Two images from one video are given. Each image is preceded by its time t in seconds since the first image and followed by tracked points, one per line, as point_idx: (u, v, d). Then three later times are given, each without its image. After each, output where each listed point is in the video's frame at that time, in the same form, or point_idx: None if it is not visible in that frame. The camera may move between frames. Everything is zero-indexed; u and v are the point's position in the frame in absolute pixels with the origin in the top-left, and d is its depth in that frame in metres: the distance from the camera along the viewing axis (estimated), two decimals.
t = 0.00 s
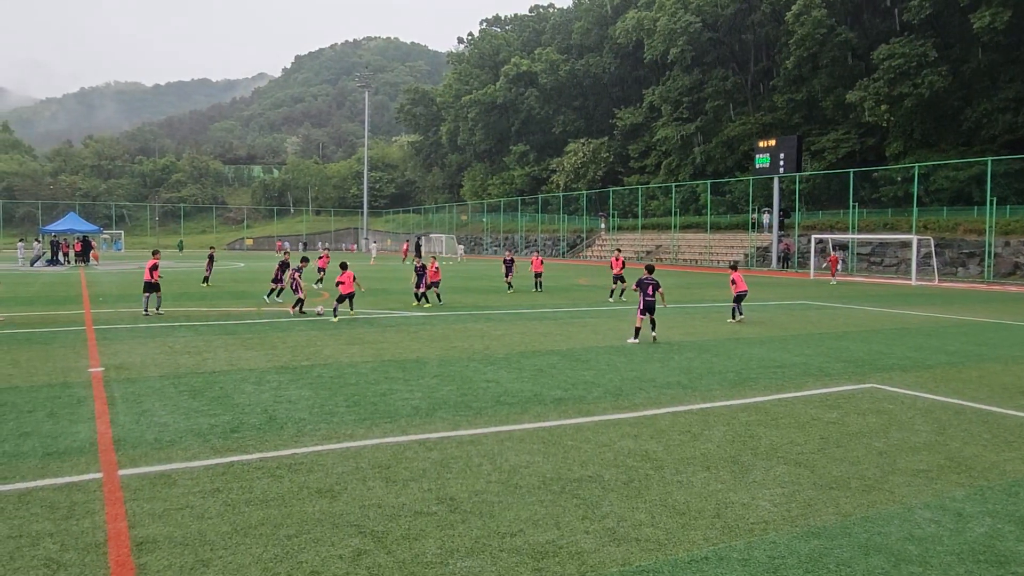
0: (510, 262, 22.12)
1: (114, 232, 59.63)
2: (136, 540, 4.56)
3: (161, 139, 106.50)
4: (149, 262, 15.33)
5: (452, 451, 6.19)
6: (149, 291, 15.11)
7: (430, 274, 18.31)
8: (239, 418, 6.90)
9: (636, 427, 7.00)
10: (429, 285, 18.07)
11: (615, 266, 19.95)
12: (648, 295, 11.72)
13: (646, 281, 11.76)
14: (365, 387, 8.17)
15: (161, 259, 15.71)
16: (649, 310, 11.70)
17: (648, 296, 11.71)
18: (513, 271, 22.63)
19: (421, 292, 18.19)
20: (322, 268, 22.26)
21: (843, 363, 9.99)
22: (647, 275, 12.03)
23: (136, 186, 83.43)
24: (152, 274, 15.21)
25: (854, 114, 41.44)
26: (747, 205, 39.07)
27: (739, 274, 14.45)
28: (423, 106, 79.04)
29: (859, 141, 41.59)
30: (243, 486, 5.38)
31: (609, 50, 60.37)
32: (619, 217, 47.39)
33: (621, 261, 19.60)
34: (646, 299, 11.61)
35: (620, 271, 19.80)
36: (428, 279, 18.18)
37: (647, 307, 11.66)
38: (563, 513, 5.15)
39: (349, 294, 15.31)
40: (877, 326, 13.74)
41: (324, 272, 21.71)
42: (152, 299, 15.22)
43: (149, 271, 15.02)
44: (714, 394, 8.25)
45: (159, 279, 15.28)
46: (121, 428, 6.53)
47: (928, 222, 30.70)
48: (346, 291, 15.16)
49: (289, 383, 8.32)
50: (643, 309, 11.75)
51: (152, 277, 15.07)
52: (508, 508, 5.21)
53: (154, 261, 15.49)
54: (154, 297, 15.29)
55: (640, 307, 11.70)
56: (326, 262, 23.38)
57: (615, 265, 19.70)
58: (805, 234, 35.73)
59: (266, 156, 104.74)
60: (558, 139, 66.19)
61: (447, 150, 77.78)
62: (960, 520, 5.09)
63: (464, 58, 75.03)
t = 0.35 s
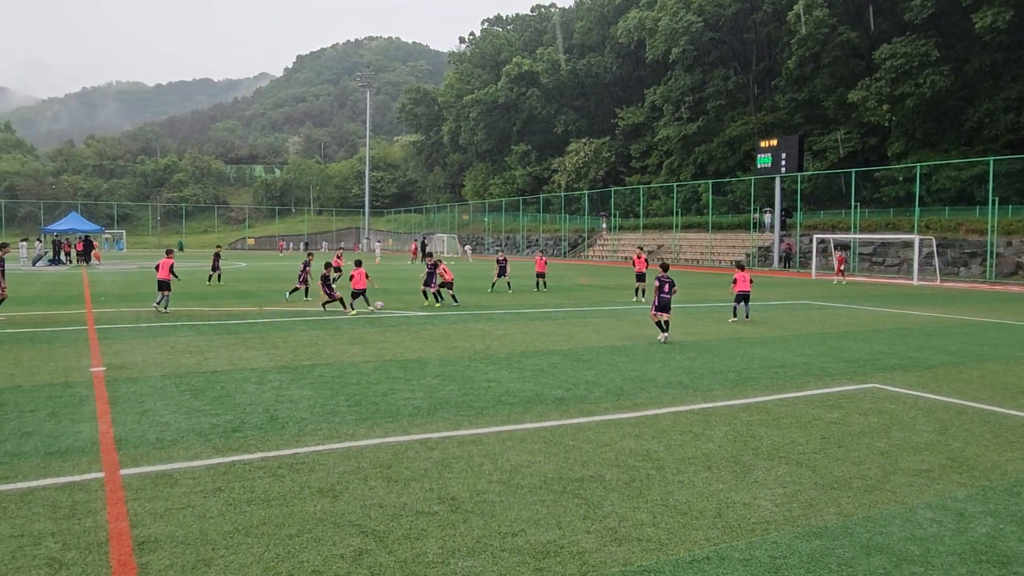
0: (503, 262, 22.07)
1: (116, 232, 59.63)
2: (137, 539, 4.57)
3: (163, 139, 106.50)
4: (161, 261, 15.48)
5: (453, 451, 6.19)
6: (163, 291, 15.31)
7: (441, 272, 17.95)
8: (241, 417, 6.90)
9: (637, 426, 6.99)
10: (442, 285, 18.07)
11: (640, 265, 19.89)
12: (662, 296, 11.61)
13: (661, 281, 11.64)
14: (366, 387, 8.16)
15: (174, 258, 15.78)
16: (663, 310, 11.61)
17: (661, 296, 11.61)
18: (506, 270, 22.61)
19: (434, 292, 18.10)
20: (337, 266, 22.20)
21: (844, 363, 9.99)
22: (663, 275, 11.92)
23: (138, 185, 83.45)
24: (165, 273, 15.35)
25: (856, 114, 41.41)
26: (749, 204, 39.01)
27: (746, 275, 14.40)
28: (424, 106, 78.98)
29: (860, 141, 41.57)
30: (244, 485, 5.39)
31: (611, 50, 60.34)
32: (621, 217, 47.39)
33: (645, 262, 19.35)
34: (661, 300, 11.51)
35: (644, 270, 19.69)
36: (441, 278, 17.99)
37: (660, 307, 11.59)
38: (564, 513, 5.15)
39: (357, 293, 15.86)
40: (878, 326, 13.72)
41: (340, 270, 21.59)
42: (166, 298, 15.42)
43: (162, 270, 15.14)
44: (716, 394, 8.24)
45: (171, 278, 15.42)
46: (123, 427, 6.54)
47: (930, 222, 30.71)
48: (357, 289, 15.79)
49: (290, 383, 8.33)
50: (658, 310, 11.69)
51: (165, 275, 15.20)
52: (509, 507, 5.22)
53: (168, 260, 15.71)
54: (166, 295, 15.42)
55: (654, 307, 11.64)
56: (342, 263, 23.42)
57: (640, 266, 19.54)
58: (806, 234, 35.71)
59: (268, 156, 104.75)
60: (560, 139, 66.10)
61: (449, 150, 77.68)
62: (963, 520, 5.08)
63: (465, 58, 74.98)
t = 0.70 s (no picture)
0: (495, 260, 22.03)
1: (116, 232, 59.54)
2: (138, 538, 4.57)
3: (164, 138, 106.37)
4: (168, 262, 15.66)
5: (454, 451, 6.19)
6: (175, 289, 15.84)
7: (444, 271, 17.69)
8: (242, 417, 6.90)
9: (638, 426, 6.98)
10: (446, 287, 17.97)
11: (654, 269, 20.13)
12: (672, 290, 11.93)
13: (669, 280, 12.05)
14: (366, 387, 8.16)
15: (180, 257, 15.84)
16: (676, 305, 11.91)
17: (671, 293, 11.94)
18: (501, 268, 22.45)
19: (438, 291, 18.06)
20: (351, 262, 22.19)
21: (845, 363, 9.97)
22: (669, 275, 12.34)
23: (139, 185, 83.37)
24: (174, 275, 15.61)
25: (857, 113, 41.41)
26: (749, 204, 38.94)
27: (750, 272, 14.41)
28: (425, 106, 78.97)
29: (862, 141, 41.56)
30: (245, 485, 5.39)
31: (612, 50, 60.33)
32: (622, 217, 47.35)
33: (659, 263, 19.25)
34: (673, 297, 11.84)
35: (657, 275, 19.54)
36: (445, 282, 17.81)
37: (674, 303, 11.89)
38: (565, 513, 5.16)
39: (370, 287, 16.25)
40: (878, 326, 13.69)
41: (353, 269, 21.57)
42: (180, 295, 15.98)
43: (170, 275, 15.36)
44: (717, 394, 8.23)
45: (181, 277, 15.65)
46: (123, 427, 6.54)
47: (931, 222, 30.70)
48: (366, 283, 16.13)
49: (290, 382, 8.33)
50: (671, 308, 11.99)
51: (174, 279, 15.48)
52: (510, 507, 5.22)
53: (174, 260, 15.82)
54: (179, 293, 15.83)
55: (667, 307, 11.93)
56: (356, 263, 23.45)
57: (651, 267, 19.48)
58: (807, 234, 35.70)
59: (269, 156, 104.76)
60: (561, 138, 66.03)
61: (449, 150, 77.66)
62: (964, 521, 5.07)
63: (466, 58, 75.02)
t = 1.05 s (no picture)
0: (495, 265, 21.85)
1: (117, 232, 59.61)
2: (140, 538, 4.57)
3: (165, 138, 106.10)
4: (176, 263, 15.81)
5: (455, 450, 6.19)
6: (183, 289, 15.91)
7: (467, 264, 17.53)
8: (242, 416, 6.90)
9: (639, 426, 6.97)
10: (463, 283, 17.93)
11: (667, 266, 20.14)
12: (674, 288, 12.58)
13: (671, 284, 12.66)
14: (367, 386, 8.15)
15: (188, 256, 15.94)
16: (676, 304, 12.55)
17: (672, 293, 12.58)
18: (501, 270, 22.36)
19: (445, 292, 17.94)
20: (365, 254, 21.97)
21: (847, 363, 9.94)
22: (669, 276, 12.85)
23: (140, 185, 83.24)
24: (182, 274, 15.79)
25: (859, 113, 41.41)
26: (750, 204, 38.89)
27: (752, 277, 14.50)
28: (425, 105, 78.93)
29: (863, 140, 41.61)
30: (246, 484, 5.39)
31: (613, 49, 60.23)
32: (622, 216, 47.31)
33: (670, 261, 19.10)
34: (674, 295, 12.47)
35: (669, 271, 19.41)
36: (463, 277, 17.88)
37: (673, 301, 12.51)
38: (566, 512, 5.16)
39: (374, 286, 16.34)
40: (875, 326, 13.64)
41: (367, 264, 21.27)
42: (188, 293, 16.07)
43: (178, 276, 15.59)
44: (718, 394, 8.22)
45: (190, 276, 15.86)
46: (123, 426, 6.54)
47: (931, 221, 30.69)
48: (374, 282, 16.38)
49: (290, 382, 8.33)
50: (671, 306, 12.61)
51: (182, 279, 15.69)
52: (511, 506, 5.22)
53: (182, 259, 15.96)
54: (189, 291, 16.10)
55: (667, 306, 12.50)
56: (370, 260, 23.08)
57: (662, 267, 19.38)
58: (807, 234, 35.73)
59: (270, 155, 105.06)
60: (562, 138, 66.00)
61: (450, 151, 77.70)
62: (964, 520, 5.07)
63: (466, 57, 75.02)
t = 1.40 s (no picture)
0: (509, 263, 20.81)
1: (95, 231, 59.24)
2: (120, 550, 4.36)
3: (149, 133, 106.56)
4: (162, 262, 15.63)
5: (451, 460, 5.95)
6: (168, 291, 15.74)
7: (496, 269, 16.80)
8: (229, 424, 6.67)
9: (644, 435, 6.73)
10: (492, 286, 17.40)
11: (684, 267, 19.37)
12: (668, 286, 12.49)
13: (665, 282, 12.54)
14: (358, 393, 7.91)
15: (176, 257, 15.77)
16: (669, 302, 12.45)
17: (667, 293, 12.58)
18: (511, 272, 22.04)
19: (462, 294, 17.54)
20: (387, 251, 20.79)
21: (862, 368, 9.67)
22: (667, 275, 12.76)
23: (122, 182, 83.45)
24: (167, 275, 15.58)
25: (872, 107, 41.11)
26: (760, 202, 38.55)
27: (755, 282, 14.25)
28: (421, 99, 78.39)
29: (877, 135, 41.26)
30: (232, 494, 5.17)
31: (616, 41, 59.51)
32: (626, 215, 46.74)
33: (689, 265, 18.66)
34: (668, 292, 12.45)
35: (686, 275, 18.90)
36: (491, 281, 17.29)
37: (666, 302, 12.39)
38: (566, 523, 4.93)
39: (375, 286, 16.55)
40: (889, 331, 13.29)
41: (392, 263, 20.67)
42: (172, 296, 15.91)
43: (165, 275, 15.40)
44: (725, 401, 7.97)
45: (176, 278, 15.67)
46: (105, 434, 6.32)
47: (948, 220, 30.30)
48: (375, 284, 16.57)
49: (278, 387, 8.11)
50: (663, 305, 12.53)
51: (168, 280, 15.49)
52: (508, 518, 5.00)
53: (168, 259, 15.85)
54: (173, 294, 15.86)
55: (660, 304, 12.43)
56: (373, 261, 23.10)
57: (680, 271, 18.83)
58: (819, 234, 35.50)
59: (257, 151, 107.35)
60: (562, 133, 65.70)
61: (446, 147, 77.46)
62: (982, 532, 4.83)
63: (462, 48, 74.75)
